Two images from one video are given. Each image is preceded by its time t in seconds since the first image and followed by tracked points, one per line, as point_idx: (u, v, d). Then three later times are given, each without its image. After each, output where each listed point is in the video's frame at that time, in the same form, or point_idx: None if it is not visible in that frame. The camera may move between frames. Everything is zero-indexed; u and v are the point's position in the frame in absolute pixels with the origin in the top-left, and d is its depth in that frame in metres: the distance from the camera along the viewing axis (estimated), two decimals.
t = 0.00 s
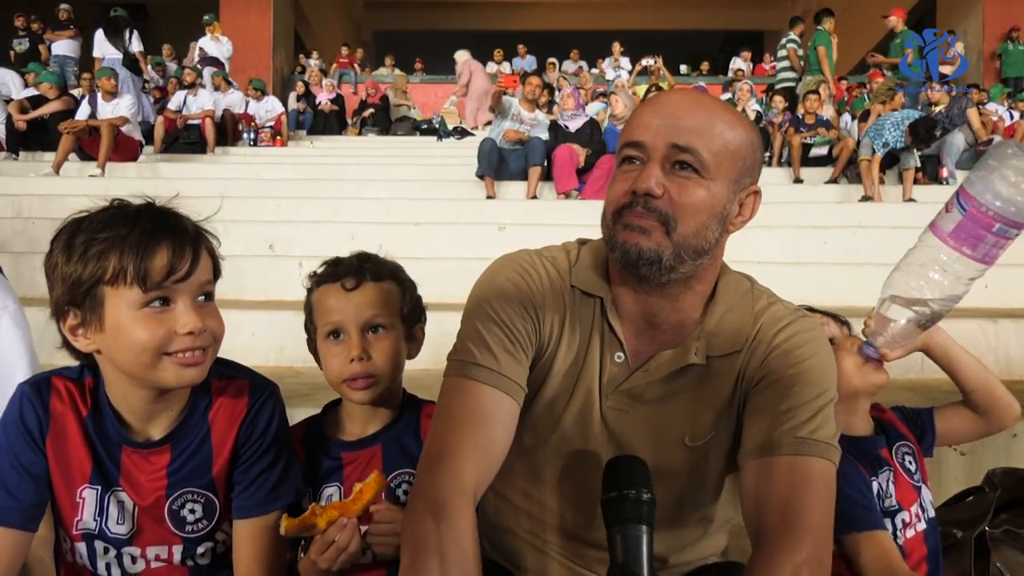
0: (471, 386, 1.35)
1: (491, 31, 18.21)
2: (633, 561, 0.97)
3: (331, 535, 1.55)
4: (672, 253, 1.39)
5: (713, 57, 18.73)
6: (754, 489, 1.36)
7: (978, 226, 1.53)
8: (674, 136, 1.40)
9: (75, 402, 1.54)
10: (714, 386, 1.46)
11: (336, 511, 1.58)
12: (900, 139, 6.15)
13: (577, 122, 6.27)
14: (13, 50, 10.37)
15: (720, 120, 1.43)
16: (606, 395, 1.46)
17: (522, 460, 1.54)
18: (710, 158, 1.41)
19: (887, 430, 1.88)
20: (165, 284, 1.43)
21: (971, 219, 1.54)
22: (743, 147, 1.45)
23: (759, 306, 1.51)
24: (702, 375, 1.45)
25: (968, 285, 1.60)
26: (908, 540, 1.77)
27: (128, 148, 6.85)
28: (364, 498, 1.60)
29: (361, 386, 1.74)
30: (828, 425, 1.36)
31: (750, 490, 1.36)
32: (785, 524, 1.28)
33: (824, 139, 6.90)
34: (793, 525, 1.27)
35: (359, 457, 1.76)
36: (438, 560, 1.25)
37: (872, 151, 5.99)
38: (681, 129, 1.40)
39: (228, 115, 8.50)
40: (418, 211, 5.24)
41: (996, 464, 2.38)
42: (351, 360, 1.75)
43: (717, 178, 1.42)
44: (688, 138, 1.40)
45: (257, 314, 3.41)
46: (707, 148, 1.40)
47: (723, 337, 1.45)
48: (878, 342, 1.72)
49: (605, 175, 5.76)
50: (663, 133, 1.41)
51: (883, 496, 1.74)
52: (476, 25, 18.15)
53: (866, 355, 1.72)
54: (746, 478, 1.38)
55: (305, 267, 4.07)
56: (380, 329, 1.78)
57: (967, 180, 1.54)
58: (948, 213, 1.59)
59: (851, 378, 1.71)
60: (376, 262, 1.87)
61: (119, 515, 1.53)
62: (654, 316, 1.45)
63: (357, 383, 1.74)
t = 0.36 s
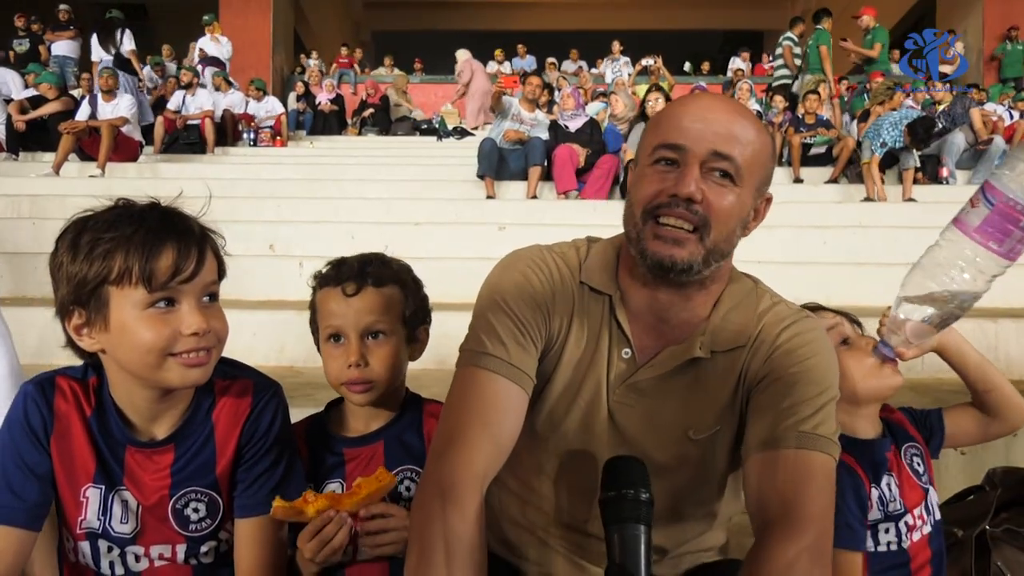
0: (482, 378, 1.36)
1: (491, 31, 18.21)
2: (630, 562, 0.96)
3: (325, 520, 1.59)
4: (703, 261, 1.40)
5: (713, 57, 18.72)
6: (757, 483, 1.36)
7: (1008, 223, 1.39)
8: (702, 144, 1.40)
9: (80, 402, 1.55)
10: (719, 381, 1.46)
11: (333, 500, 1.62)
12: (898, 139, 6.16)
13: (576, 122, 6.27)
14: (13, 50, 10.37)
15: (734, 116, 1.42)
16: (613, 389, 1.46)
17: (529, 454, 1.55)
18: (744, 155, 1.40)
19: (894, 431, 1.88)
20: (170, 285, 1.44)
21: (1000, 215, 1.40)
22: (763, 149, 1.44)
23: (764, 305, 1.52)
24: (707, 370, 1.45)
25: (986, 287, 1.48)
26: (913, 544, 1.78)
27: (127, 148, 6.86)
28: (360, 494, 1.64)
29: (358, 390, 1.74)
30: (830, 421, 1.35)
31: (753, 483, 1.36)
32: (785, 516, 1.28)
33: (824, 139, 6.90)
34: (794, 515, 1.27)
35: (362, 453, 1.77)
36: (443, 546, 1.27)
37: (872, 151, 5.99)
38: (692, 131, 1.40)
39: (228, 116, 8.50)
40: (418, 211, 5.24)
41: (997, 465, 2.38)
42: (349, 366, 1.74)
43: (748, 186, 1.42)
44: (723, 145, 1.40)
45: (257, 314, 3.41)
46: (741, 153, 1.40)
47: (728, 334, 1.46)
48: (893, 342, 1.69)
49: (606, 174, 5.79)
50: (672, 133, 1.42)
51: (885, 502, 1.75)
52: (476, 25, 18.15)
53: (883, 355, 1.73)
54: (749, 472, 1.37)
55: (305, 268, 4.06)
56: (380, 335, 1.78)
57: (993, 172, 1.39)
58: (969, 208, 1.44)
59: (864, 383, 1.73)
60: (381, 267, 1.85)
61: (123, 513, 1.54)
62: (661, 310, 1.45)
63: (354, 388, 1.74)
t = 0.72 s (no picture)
0: (487, 373, 1.36)
1: (491, 31, 18.21)
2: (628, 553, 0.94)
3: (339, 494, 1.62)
4: (701, 251, 1.40)
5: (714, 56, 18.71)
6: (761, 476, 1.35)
7: (1016, 209, 1.45)
8: (693, 139, 1.40)
9: (83, 401, 1.54)
10: (722, 378, 1.46)
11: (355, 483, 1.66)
12: (898, 137, 6.16)
13: (576, 121, 6.27)
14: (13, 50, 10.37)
15: (732, 115, 1.42)
16: (616, 385, 1.46)
17: (533, 452, 1.55)
18: (739, 151, 1.40)
19: (900, 428, 1.88)
20: (170, 283, 1.44)
21: (1009, 202, 1.45)
22: (759, 148, 1.44)
23: (764, 303, 1.52)
24: (710, 367, 1.46)
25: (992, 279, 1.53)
26: (922, 541, 1.78)
27: (128, 148, 6.86)
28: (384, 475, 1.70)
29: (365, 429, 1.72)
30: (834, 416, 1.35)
31: (758, 477, 1.35)
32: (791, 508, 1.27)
33: (825, 137, 6.90)
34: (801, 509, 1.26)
35: (366, 449, 1.77)
36: (448, 541, 1.26)
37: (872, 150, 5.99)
38: (686, 128, 1.40)
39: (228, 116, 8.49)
40: (417, 211, 5.25)
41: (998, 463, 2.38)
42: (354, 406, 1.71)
43: (740, 178, 1.42)
44: (715, 140, 1.40)
45: (258, 314, 3.42)
46: (734, 148, 1.40)
47: (731, 331, 1.46)
48: (902, 336, 1.73)
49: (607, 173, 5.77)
50: (670, 130, 1.41)
51: (892, 498, 1.75)
52: (475, 25, 18.16)
53: (891, 349, 1.73)
54: (754, 468, 1.37)
55: (305, 267, 4.06)
56: (382, 372, 1.72)
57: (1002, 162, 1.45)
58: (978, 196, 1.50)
59: (874, 377, 1.71)
60: (386, 296, 1.76)
61: (126, 513, 1.54)
62: (663, 306, 1.46)
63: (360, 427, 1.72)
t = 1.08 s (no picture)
0: (483, 375, 1.36)
1: (490, 31, 18.21)
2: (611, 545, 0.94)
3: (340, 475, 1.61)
4: (692, 249, 1.40)
5: (714, 54, 18.67)
6: (759, 478, 1.35)
7: (1010, 213, 1.47)
8: (680, 134, 1.40)
9: (83, 399, 1.54)
10: (719, 379, 1.46)
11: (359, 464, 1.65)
12: (899, 135, 6.15)
13: (577, 120, 6.28)
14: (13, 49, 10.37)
15: (724, 111, 1.41)
16: (614, 386, 1.46)
17: (531, 453, 1.54)
18: (729, 147, 1.40)
19: (893, 427, 1.88)
20: (166, 279, 1.43)
21: (1004, 206, 1.47)
22: (753, 144, 1.44)
23: (763, 302, 1.52)
24: (708, 367, 1.46)
25: (986, 280, 1.57)
26: (915, 539, 1.78)
27: (128, 148, 6.85)
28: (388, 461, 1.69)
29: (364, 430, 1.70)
30: (832, 417, 1.35)
31: (757, 477, 1.35)
32: (788, 511, 1.26)
33: (825, 137, 6.90)
34: (799, 510, 1.26)
35: (363, 448, 1.77)
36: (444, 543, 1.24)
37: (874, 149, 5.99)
38: (673, 123, 1.40)
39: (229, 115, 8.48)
40: (418, 210, 5.24)
41: (997, 460, 2.38)
42: (355, 409, 1.70)
43: (733, 174, 1.41)
44: (705, 135, 1.39)
45: (258, 313, 3.42)
46: (723, 143, 1.40)
47: (728, 332, 1.46)
48: (895, 336, 1.76)
49: (607, 171, 5.76)
50: (663, 125, 1.41)
51: (885, 494, 1.74)
52: (475, 24, 18.15)
53: (885, 349, 1.73)
54: (753, 469, 1.36)
55: (306, 266, 4.06)
56: (381, 374, 1.71)
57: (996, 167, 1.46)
58: (972, 200, 1.51)
59: (871, 377, 1.71)
60: (381, 297, 1.75)
61: (126, 511, 1.54)
62: (660, 307, 1.46)
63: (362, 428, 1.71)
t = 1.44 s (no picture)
0: (477, 381, 1.35)
1: (490, 29, 18.19)
2: (618, 516, 0.94)
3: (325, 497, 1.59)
4: (683, 253, 1.39)
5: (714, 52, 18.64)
6: (759, 480, 1.34)
7: None
8: (674, 136, 1.39)
9: (77, 397, 1.53)
10: (717, 381, 1.45)
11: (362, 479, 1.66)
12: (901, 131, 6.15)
13: (577, 119, 6.29)
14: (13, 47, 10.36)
15: (720, 113, 1.40)
16: (611, 389, 1.46)
17: (528, 456, 1.54)
18: (724, 151, 1.39)
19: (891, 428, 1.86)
20: (158, 278, 1.43)
21: None
22: (750, 143, 1.43)
23: (762, 303, 1.52)
24: (708, 371, 1.45)
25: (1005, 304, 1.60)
26: (913, 536, 1.78)
27: (127, 146, 6.85)
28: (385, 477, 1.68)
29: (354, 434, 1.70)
30: (831, 417, 1.34)
31: (757, 479, 1.34)
32: (788, 511, 1.26)
33: (827, 136, 6.90)
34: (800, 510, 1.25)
35: (356, 454, 1.77)
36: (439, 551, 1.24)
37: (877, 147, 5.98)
38: (666, 123, 1.39)
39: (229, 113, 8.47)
40: (418, 209, 5.24)
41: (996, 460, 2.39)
42: (338, 408, 1.68)
43: (728, 174, 1.40)
44: (699, 138, 1.38)
45: (258, 311, 3.41)
46: (719, 146, 1.39)
47: (726, 333, 1.45)
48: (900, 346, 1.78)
49: (606, 170, 5.75)
50: (655, 126, 1.40)
51: (886, 493, 1.73)
52: (475, 23, 18.15)
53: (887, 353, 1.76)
54: (752, 472, 1.35)
55: (305, 265, 4.06)
56: (364, 375, 1.69)
57: None
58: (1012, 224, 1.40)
59: (870, 378, 1.72)
60: (365, 297, 1.74)
61: (121, 510, 1.54)
62: (657, 310, 1.45)
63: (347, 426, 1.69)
